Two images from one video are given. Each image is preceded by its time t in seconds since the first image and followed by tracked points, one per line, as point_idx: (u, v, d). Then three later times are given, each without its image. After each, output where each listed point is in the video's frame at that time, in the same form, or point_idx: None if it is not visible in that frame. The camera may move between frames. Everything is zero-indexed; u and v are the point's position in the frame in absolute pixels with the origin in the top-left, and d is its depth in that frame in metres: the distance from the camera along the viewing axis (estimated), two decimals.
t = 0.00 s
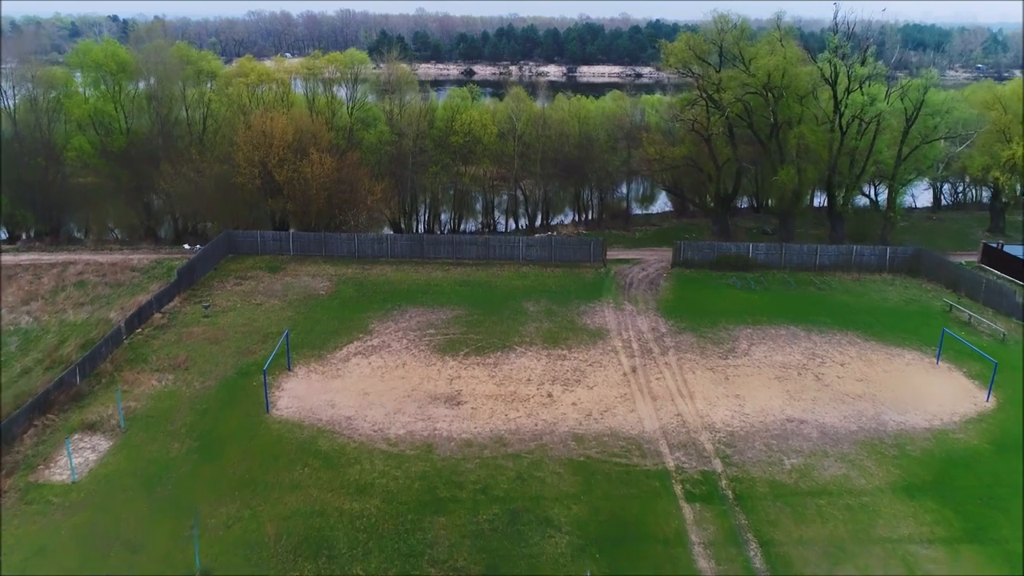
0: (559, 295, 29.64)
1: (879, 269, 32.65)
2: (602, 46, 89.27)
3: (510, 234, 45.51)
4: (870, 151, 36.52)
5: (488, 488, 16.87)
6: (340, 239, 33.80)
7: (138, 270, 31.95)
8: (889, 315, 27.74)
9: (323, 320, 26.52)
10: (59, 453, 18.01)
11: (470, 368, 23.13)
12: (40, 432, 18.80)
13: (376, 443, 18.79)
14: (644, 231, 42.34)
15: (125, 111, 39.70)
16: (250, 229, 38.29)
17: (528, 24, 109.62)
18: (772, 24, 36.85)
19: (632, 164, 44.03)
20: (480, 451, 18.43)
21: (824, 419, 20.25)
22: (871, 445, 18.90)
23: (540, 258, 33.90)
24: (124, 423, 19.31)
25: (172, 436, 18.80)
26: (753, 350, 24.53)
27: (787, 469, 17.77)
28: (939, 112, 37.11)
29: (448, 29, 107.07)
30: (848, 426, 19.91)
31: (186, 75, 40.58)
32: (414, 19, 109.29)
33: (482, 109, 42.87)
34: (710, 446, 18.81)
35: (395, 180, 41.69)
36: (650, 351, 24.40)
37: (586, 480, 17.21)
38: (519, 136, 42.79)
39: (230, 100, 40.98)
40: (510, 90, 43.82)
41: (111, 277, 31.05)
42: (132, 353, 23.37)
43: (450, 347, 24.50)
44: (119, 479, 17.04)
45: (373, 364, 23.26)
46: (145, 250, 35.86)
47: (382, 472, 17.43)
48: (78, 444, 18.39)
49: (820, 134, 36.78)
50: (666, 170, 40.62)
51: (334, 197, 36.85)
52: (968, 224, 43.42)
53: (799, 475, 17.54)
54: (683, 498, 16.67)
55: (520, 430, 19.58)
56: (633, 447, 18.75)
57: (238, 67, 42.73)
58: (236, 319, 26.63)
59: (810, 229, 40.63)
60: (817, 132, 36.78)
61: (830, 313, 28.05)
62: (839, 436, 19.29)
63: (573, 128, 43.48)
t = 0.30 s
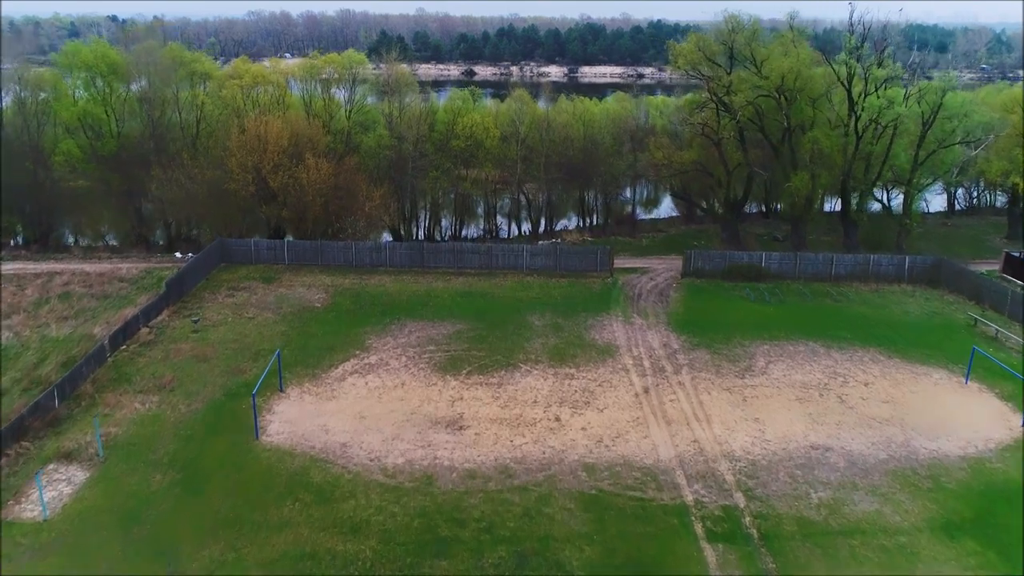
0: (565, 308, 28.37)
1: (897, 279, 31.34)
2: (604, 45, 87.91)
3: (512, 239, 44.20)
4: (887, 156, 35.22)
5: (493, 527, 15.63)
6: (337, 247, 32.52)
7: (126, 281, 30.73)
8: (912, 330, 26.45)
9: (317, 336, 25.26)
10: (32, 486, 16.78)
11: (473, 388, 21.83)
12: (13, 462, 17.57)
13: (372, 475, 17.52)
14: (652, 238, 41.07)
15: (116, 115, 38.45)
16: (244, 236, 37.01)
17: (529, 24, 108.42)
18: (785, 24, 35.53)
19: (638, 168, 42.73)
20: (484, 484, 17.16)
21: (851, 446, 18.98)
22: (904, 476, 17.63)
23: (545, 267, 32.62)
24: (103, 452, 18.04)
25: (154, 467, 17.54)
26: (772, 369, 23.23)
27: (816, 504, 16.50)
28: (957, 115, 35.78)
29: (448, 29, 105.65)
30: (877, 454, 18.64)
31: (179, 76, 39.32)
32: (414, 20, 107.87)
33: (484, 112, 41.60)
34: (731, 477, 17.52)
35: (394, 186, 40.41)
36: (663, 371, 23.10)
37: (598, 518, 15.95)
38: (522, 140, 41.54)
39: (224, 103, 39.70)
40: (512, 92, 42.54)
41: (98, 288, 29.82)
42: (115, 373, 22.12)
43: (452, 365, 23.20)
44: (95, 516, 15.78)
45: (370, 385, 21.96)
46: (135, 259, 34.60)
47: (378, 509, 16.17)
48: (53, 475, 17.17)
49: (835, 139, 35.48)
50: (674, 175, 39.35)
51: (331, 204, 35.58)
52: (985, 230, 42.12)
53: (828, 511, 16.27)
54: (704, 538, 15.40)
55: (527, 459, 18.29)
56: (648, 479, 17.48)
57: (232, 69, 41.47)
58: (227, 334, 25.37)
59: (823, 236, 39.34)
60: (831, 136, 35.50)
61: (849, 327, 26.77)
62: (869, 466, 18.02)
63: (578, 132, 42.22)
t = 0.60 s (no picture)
0: (571, 320, 27.26)
1: (915, 289, 30.20)
2: (605, 46, 86.85)
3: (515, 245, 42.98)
4: (903, 161, 34.05)
5: (499, 567, 14.59)
6: (334, 255, 31.39)
7: (116, 291, 29.61)
8: (935, 344, 25.30)
9: (313, 351, 24.14)
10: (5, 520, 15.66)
11: (476, 408, 20.69)
12: None
13: (370, 507, 16.39)
14: (659, 244, 39.95)
15: (106, 117, 37.35)
16: (239, 243, 35.90)
17: (530, 24, 107.36)
18: (797, 24, 34.34)
19: (644, 172, 41.61)
20: (490, 518, 16.03)
21: (879, 474, 17.84)
22: (939, 507, 16.52)
23: (550, 276, 31.48)
24: (82, 481, 16.90)
25: (136, 498, 16.42)
26: (790, 387, 22.08)
27: (846, 541, 15.38)
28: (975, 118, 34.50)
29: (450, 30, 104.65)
30: (907, 481, 17.51)
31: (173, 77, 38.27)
32: (414, 20, 106.91)
33: (486, 114, 40.47)
34: (753, 509, 16.38)
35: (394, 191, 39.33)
36: (676, 390, 21.96)
37: (613, 556, 14.91)
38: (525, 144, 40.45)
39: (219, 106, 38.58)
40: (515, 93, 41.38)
41: (86, 299, 28.71)
42: (99, 392, 21.00)
43: (453, 383, 22.05)
44: (70, 555, 14.67)
45: (368, 404, 20.82)
46: (126, 268, 33.52)
47: (376, 547, 15.06)
48: (27, 508, 16.05)
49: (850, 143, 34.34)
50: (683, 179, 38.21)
51: (329, 211, 34.48)
52: (1001, 236, 40.96)
53: (860, 549, 15.15)
54: None
55: (534, 488, 17.15)
56: (665, 510, 16.36)
57: (227, 70, 40.37)
58: (218, 348, 24.26)
59: (835, 242, 38.20)
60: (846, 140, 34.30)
61: (869, 341, 25.63)
62: (900, 496, 16.89)
63: (583, 135, 41.11)
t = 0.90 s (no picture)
0: (579, 336, 25.93)
1: (938, 300, 28.79)
2: (607, 46, 85.46)
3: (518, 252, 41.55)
4: (923, 167, 32.67)
5: None
6: (330, 266, 30.03)
7: (101, 304, 28.28)
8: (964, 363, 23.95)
9: (306, 372, 22.78)
10: None
11: (479, 436, 19.34)
12: None
13: (366, 550, 15.07)
14: (667, 252, 38.60)
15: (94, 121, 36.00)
16: (232, 252, 34.56)
17: (531, 24, 106.04)
18: (813, 24, 32.96)
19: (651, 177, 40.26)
20: (496, 564, 14.69)
21: (916, 511, 16.51)
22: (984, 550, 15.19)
23: (555, 288, 30.12)
24: (52, 521, 15.57)
25: (110, 541, 15.08)
26: (814, 412, 20.71)
27: None
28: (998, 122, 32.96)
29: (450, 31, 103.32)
30: (947, 519, 16.17)
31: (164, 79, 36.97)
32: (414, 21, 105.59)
33: (488, 118, 39.13)
34: (782, 553, 15.05)
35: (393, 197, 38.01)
36: (692, 415, 20.57)
37: None
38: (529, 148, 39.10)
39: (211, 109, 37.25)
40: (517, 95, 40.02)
41: (70, 312, 27.38)
42: (77, 418, 19.68)
43: (455, 407, 20.71)
44: None
45: (364, 431, 19.48)
46: (113, 279, 32.16)
47: None
48: None
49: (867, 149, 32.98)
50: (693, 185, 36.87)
51: (326, 219, 33.14)
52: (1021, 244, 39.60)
53: None
54: None
55: (543, 528, 15.81)
56: (686, 555, 15.04)
57: (220, 72, 39.06)
58: (206, 367, 22.93)
59: (851, 251, 36.84)
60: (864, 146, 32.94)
61: (894, 359, 24.29)
62: (941, 538, 15.54)
63: (589, 139, 39.76)
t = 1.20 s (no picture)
0: (587, 352, 24.74)
1: (962, 312, 27.56)
2: (608, 46, 84.19)
3: (521, 259, 40.30)
4: (942, 173, 31.44)
5: None
6: (326, 276, 28.83)
7: (87, 316, 27.08)
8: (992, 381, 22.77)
9: (299, 392, 21.56)
10: None
11: (483, 464, 18.14)
12: None
13: None
14: (675, 260, 37.40)
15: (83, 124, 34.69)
16: (225, 260, 33.37)
17: (532, 23, 104.71)
18: (827, 25, 31.76)
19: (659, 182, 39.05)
20: None
21: (955, 550, 15.32)
22: None
23: (561, 299, 28.91)
24: (21, 563, 14.35)
25: None
26: (838, 437, 19.50)
27: None
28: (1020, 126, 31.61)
29: (450, 31, 102.04)
30: (990, 560, 14.99)
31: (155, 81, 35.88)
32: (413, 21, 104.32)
33: (490, 121, 37.93)
34: None
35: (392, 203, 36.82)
36: (709, 440, 19.37)
37: None
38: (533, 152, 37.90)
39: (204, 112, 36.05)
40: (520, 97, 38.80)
41: (54, 326, 26.19)
42: (55, 444, 18.49)
43: (457, 431, 19.51)
44: None
45: (360, 459, 18.28)
46: (101, 289, 30.97)
47: None
48: None
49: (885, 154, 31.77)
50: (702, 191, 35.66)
51: (322, 227, 31.94)
52: None
53: None
54: None
55: (553, 571, 14.63)
56: None
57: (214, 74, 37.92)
58: (194, 387, 21.72)
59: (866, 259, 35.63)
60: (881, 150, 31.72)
61: (919, 377, 23.09)
62: None
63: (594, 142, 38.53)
